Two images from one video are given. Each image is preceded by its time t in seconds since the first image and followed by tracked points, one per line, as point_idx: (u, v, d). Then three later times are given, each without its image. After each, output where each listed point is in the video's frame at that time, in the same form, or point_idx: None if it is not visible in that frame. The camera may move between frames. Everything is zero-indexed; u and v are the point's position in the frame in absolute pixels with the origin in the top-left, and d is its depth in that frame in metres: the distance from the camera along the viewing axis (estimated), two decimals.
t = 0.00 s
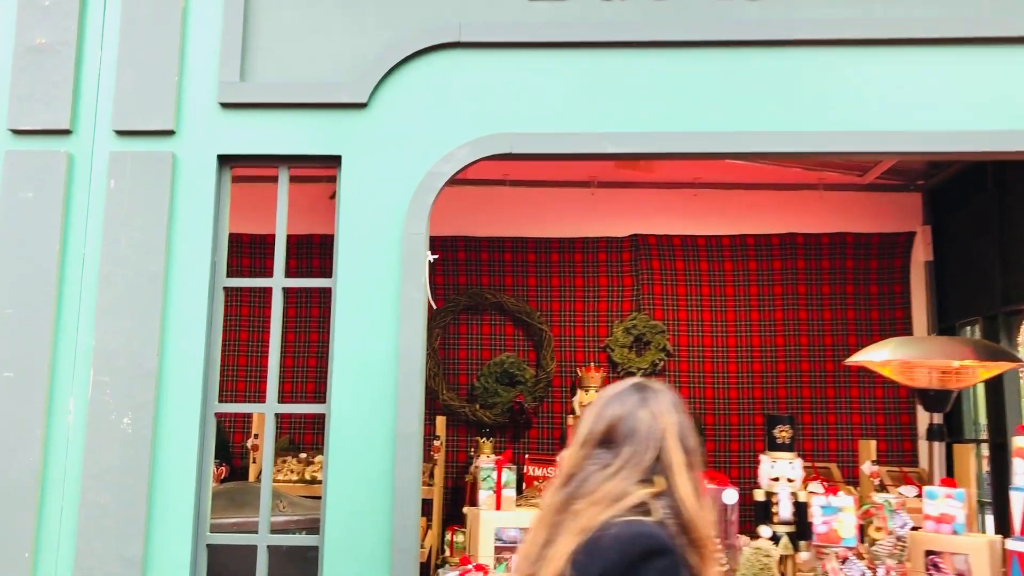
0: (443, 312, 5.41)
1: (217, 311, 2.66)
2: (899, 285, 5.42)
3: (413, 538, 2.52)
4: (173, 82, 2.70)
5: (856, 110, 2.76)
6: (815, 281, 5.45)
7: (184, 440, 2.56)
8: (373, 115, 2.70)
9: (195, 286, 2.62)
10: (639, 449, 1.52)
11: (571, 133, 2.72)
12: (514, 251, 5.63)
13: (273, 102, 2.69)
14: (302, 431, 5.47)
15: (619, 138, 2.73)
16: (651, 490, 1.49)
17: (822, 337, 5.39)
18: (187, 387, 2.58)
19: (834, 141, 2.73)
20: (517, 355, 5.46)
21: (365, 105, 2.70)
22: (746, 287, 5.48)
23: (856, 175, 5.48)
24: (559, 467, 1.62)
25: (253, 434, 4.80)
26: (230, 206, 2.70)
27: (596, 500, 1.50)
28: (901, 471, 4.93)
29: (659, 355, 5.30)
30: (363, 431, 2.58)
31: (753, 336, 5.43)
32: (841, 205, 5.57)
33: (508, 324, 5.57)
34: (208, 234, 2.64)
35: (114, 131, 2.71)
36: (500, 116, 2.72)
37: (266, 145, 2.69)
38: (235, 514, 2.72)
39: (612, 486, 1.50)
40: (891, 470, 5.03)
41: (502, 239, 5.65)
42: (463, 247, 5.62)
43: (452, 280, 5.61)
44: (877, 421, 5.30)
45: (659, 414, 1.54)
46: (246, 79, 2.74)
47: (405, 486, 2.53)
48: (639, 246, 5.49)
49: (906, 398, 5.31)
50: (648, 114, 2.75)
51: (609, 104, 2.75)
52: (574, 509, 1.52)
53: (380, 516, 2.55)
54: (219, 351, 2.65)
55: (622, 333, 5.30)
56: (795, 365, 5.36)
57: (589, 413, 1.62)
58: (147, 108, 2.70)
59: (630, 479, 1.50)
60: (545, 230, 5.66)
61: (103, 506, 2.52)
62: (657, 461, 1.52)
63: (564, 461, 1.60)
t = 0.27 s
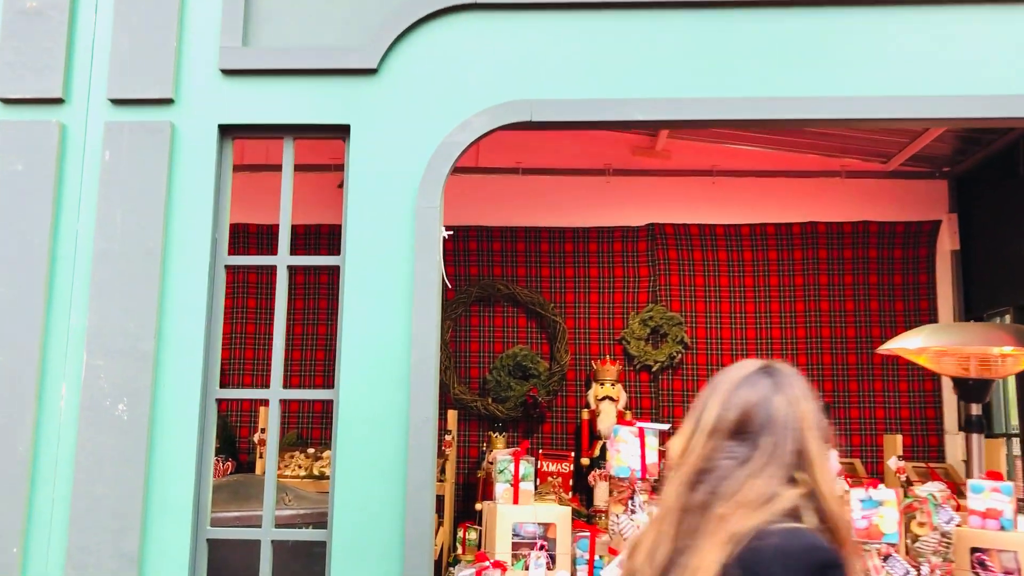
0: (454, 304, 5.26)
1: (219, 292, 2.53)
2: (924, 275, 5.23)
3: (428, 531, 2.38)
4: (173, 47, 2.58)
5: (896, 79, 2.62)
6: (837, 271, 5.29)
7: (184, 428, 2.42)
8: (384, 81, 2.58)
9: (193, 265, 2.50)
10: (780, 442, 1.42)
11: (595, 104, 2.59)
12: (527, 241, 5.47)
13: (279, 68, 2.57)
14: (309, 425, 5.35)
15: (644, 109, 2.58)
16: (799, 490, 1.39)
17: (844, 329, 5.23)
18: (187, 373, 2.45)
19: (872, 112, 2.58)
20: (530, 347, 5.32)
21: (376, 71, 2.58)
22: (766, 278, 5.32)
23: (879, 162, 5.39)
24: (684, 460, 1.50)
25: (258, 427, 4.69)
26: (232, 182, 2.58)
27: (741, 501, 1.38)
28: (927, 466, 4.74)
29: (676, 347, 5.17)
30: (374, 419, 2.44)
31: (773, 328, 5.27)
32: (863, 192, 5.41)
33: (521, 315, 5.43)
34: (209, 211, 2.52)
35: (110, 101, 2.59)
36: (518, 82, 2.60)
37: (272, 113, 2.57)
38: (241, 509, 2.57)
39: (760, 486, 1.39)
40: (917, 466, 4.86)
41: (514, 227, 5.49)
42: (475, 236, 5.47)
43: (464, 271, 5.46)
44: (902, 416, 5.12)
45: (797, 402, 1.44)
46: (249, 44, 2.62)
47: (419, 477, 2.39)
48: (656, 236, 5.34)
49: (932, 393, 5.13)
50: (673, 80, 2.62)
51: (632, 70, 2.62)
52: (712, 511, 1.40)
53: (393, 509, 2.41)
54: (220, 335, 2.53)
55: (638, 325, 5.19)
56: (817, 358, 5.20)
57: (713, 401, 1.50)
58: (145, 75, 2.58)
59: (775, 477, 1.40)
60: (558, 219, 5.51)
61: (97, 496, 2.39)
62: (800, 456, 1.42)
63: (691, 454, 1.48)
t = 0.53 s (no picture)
0: (459, 304, 5.08)
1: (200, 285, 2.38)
2: (947, 272, 5.03)
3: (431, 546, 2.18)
4: (151, 22, 2.43)
5: (932, 55, 2.43)
6: (857, 269, 5.09)
7: (159, 431, 2.27)
8: (381, 60, 2.42)
9: (172, 260, 2.34)
10: (978, 463, 1.27)
11: (615, 85, 2.42)
12: (534, 238, 5.27)
13: (267, 45, 2.41)
14: (309, 429, 5.17)
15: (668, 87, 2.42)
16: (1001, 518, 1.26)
17: (864, 328, 5.03)
18: (164, 374, 2.30)
19: (912, 92, 2.40)
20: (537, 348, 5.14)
21: (372, 49, 2.41)
22: (782, 275, 5.13)
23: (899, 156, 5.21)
24: (853, 483, 1.33)
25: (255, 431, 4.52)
26: (215, 170, 2.42)
27: (945, 539, 1.24)
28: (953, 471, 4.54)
29: (689, 347, 4.98)
30: (372, 424, 2.25)
31: (791, 328, 5.08)
32: (883, 186, 5.21)
33: (528, 315, 5.24)
34: (189, 199, 2.37)
35: (81, 79, 2.43)
36: (524, 60, 2.43)
37: (260, 94, 2.41)
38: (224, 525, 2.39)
39: (962, 521, 1.25)
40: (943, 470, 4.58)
41: (521, 224, 5.28)
42: (480, 233, 5.27)
43: (469, 269, 5.27)
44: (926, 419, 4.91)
45: (988, 415, 1.30)
46: (234, 19, 2.46)
47: (420, 487, 2.20)
48: (668, 232, 5.16)
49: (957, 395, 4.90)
50: (691, 58, 2.44)
51: (646, 47, 2.44)
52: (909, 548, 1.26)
53: (391, 523, 2.22)
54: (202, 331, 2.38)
55: (650, 325, 5.00)
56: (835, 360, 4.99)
57: (884, 416, 1.34)
58: (122, 52, 2.43)
59: (975, 507, 1.26)
60: (567, 214, 5.32)
61: (69, 507, 2.24)
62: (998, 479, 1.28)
63: (864, 477, 1.32)
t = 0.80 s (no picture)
0: (453, 299, 4.93)
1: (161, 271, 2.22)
2: (956, 266, 4.87)
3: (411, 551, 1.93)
4: None
5: (970, 19, 2.18)
6: (863, 263, 4.93)
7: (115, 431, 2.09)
8: (359, 27, 2.20)
9: (132, 246, 2.16)
10: None
11: (609, 54, 2.17)
12: (531, 231, 5.11)
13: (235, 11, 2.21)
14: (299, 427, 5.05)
15: (668, 57, 2.19)
16: None
17: (871, 324, 4.87)
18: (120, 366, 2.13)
19: (942, 61, 2.16)
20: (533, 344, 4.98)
21: (350, 15, 2.20)
22: (786, 269, 4.97)
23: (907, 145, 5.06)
24: (965, 488, 1.08)
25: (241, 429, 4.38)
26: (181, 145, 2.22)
27: None
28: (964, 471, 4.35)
29: (690, 343, 4.83)
30: (346, 416, 2.01)
31: (795, 323, 4.92)
32: (891, 178, 5.05)
33: (525, 310, 5.07)
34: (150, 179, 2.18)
35: (36, 49, 2.25)
36: (517, 26, 2.20)
37: (228, 65, 2.22)
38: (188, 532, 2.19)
39: None
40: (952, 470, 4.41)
41: (517, 217, 5.13)
42: (475, 226, 5.11)
43: (463, 263, 5.10)
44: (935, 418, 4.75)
45: None
46: None
47: (397, 486, 1.95)
48: (668, 225, 5.00)
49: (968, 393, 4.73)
50: (701, 23, 2.21)
51: (651, 11, 2.21)
52: None
53: (367, 527, 1.96)
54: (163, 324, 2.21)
55: (650, 321, 4.85)
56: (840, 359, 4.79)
57: (989, 405, 1.10)
58: (78, 18, 2.24)
59: None
60: (564, 207, 5.16)
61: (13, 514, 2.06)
62: None
63: (978, 479, 1.07)
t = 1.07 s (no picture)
0: (437, 290, 4.76)
1: (96, 239, 1.89)
2: (955, 257, 4.71)
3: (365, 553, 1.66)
4: None
5: None
6: (859, 253, 4.78)
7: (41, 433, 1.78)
8: None
9: (63, 216, 1.84)
10: None
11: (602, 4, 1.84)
12: (517, 220, 4.93)
13: None
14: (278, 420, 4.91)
15: (655, 4, 1.85)
16: None
17: (868, 315, 4.72)
18: (48, 347, 1.81)
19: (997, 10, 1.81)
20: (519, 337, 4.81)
21: None
22: (780, 259, 4.82)
23: (903, 132, 4.91)
24: None
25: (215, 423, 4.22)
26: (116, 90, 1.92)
27: None
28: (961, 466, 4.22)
29: (681, 335, 4.68)
30: (294, 397, 1.73)
31: (789, 315, 4.77)
32: (889, 166, 4.90)
33: (511, 301, 4.91)
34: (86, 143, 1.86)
35: None
36: None
37: (161, 15, 1.88)
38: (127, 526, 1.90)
39: None
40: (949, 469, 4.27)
41: (503, 205, 4.94)
42: (460, 215, 4.93)
43: (447, 253, 4.92)
44: (932, 412, 4.60)
45: None
46: None
47: (351, 480, 1.67)
48: (659, 214, 4.84)
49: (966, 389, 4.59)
50: None
51: None
52: None
53: (316, 526, 1.69)
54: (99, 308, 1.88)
55: (640, 312, 4.69)
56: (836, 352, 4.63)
57: None
58: None
59: None
60: (552, 196, 4.99)
61: None
62: None
63: None
